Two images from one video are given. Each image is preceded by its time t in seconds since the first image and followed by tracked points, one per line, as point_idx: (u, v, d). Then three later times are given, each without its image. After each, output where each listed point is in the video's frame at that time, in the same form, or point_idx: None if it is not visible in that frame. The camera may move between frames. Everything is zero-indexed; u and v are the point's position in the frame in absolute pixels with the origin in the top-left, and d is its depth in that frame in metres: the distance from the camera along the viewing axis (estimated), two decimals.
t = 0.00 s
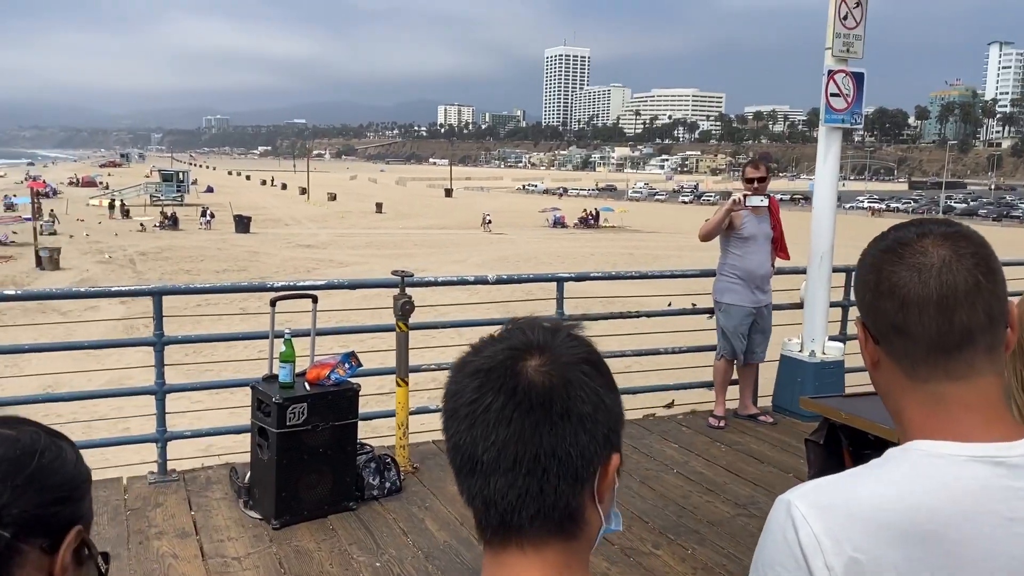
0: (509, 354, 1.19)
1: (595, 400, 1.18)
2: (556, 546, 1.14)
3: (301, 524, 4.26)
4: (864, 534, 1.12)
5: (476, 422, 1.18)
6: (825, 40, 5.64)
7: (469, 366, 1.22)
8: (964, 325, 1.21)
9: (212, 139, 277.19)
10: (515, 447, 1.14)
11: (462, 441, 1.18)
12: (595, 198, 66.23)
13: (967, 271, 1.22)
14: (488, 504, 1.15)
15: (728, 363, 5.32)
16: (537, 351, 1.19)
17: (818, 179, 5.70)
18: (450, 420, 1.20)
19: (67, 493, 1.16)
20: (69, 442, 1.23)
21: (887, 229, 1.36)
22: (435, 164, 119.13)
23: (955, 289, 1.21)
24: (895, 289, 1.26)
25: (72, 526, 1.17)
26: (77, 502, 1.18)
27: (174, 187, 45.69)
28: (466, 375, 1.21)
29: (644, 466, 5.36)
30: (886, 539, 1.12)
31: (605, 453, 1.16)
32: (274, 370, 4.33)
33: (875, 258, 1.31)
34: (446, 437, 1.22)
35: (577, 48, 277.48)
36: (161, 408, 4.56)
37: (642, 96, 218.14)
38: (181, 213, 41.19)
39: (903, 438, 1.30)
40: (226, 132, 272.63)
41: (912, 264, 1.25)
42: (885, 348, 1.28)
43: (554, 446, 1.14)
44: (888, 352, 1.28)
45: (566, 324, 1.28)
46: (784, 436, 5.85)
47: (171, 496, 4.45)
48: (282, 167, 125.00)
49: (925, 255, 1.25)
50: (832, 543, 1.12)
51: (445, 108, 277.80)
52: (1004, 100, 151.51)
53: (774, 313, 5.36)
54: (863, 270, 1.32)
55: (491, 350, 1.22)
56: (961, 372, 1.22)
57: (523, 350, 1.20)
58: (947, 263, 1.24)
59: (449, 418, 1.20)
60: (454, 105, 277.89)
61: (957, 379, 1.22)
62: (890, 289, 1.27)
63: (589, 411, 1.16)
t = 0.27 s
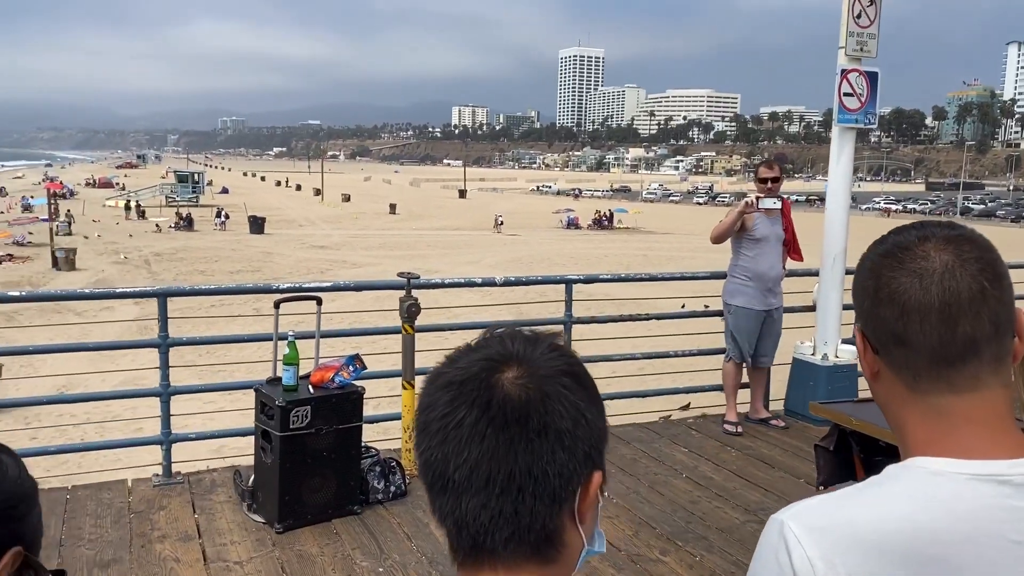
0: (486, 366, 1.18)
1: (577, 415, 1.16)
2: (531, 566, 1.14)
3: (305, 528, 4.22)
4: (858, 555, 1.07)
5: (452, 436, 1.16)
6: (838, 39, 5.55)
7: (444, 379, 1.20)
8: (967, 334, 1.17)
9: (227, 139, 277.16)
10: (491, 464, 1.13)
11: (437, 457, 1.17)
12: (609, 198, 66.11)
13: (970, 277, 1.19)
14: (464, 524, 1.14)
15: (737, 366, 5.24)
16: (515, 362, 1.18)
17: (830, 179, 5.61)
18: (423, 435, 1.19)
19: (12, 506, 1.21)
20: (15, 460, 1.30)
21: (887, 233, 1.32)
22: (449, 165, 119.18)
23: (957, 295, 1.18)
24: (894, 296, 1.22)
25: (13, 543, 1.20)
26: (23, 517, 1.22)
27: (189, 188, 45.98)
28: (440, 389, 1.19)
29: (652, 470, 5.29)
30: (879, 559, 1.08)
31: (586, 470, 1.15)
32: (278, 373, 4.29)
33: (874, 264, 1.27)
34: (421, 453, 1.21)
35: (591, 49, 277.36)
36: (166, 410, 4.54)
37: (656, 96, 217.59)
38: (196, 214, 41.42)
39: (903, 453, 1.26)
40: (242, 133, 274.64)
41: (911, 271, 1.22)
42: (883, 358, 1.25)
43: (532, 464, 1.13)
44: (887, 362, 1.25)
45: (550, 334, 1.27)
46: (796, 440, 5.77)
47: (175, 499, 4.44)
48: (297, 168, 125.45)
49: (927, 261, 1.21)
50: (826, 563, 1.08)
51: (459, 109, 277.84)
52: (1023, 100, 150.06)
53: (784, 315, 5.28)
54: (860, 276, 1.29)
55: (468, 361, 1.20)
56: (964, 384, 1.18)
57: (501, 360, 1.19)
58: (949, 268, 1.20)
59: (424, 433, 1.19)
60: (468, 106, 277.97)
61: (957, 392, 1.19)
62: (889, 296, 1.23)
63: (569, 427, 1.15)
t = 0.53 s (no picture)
0: (430, 386, 1.17)
1: (524, 437, 1.16)
2: None
3: (301, 533, 4.20)
4: None
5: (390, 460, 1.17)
6: (844, 40, 5.49)
7: (389, 399, 1.20)
8: (941, 351, 1.16)
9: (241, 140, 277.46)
10: (431, 489, 1.13)
11: (375, 484, 1.17)
12: (621, 199, 66.03)
13: (944, 290, 1.17)
14: (402, 550, 1.14)
15: (738, 369, 5.17)
16: (459, 382, 1.17)
17: (836, 182, 5.55)
18: (363, 457, 1.20)
19: None
20: None
21: (858, 242, 1.31)
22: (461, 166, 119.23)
23: (932, 309, 1.16)
24: (865, 307, 1.21)
25: None
26: None
27: (202, 188, 46.23)
28: (384, 410, 1.19)
29: (654, 475, 5.23)
30: None
31: (532, 493, 1.15)
32: (275, 376, 4.27)
33: (846, 272, 1.25)
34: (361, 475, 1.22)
35: (603, 49, 277.32)
36: (164, 412, 4.53)
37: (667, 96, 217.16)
38: (209, 215, 41.65)
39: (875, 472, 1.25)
40: (255, 133, 275.89)
41: (883, 281, 1.20)
42: (855, 373, 1.23)
43: (475, 488, 1.13)
44: (857, 378, 1.23)
45: (501, 349, 1.27)
46: (800, 445, 5.70)
47: (173, 502, 4.43)
48: (309, 168, 125.83)
49: (899, 271, 1.20)
50: None
51: (471, 109, 277.93)
52: None
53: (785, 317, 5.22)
54: (831, 287, 1.27)
55: (415, 380, 1.19)
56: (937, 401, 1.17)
57: (445, 379, 1.18)
58: (922, 280, 1.19)
59: (361, 457, 1.20)
60: (480, 106, 278.04)
61: (930, 411, 1.17)
62: (860, 308, 1.21)
63: (514, 448, 1.14)
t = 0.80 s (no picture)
0: (329, 406, 1.16)
1: (424, 456, 1.15)
2: None
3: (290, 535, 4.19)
4: None
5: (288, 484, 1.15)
6: (845, 40, 5.43)
7: (286, 418, 1.19)
8: (867, 365, 1.21)
9: (254, 140, 277.12)
10: (325, 509, 1.12)
11: (276, 504, 1.15)
12: (632, 199, 65.90)
13: (872, 304, 1.23)
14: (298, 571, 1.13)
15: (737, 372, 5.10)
16: (361, 399, 1.16)
17: (837, 183, 5.49)
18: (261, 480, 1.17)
19: None
20: None
21: (793, 255, 1.37)
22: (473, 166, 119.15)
23: (859, 323, 1.22)
24: (793, 322, 1.26)
25: None
26: None
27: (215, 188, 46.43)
28: (281, 427, 1.18)
29: (649, 479, 5.20)
30: None
31: (433, 515, 1.15)
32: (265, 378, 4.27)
33: (778, 285, 1.32)
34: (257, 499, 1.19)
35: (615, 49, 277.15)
36: (157, 413, 4.54)
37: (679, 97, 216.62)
38: (220, 215, 41.81)
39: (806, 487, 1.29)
40: (268, 133, 276.91)
41: (811, 295, 1.26)
42: (786, 386, 1.29)
43: (371, 508, 1.12)
44: (788, 392, 1.29)
45: (407, 363, 1.27)
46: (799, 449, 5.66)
47: (165, 504, 4.44)
48: (322, 168, 126.08)
49: (828, 285, 1.26)
50: None
51: (483, 109, 277.80)
52: None
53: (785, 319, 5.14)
54: (764, 301, 1.32)
55: (312, 396, 1.18)
56: (867, 419, 1.22)
57: (344, 398, 1.17)
58: (851, 294, 1.24)
59: (258, 480, 1.16)
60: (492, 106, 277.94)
61: (859, 428, 1.23)
62: (790, 323, 1.27)
63: (410, 469, 1.13)
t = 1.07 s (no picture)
0: (202, 421, 1.12)
1: (296, 477, 1.12)
2: None
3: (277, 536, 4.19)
4: None
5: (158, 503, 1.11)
6: (845, 41, 5.36)
7: (158, 436, 1.15)
8: (768, 383, 1.20)
9: (269, 140, 277.22)
10: (193, 530, 1.08)
11: (144, 523, 1.11)
12: (645, 199, 65.77)
13: (776, 320, 1.22)
14: None
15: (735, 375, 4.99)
16: (232, 417, 1.12)
17: (836, 186, 5.42)
18: (134, 499, 1.12)
19: None
20: None
21: (704, 268, 1.37)
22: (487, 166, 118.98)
23: (758, 339, 1.21)
24: (695, 337, 1.26)
25: None
26: None
27: (229, 188, 46.63)
28: (152, 444, 1.14)
29: (642, 483, 5.16)
30: None
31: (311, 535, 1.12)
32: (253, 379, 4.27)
33: (684, 297, 1.32)
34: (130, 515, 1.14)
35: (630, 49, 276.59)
36: (150, 413, 4.56)
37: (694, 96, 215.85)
38: (234, 215, 41.98)
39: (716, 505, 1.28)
40: (284, 132, 277.84)
41: (714, 309, 1.26)
42: (691, 403, 1.28)
43: (238, 531, 1.08)
44: (695, 408, 1.27)
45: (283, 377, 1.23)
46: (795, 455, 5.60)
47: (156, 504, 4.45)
48: (336, 168, 126.29)
49: (731, 298, 1.25)
50: None
51: (498, 109, 277.73)
52: None
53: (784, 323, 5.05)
54: (671, 316, 1.32)
55: (181, 415, 1.14)
56: (771, 437, 1.21)
57: (216, 418, 1.12)
58: (755, 306, 1.24)
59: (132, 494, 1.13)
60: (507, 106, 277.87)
61: (763, 445, 1.22)
62: (693, 338, 1.26)
63: (284, 489, 1.10)
